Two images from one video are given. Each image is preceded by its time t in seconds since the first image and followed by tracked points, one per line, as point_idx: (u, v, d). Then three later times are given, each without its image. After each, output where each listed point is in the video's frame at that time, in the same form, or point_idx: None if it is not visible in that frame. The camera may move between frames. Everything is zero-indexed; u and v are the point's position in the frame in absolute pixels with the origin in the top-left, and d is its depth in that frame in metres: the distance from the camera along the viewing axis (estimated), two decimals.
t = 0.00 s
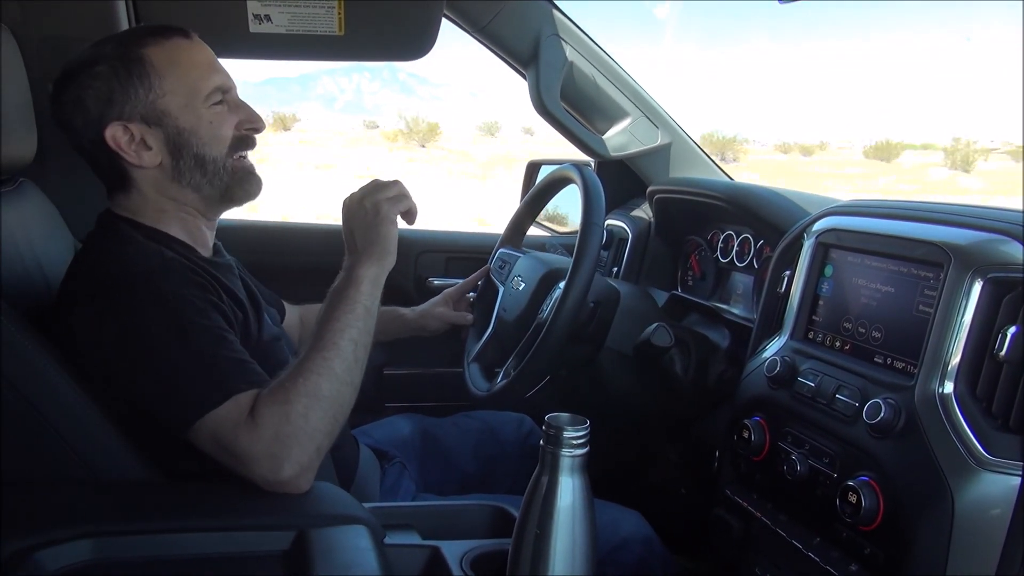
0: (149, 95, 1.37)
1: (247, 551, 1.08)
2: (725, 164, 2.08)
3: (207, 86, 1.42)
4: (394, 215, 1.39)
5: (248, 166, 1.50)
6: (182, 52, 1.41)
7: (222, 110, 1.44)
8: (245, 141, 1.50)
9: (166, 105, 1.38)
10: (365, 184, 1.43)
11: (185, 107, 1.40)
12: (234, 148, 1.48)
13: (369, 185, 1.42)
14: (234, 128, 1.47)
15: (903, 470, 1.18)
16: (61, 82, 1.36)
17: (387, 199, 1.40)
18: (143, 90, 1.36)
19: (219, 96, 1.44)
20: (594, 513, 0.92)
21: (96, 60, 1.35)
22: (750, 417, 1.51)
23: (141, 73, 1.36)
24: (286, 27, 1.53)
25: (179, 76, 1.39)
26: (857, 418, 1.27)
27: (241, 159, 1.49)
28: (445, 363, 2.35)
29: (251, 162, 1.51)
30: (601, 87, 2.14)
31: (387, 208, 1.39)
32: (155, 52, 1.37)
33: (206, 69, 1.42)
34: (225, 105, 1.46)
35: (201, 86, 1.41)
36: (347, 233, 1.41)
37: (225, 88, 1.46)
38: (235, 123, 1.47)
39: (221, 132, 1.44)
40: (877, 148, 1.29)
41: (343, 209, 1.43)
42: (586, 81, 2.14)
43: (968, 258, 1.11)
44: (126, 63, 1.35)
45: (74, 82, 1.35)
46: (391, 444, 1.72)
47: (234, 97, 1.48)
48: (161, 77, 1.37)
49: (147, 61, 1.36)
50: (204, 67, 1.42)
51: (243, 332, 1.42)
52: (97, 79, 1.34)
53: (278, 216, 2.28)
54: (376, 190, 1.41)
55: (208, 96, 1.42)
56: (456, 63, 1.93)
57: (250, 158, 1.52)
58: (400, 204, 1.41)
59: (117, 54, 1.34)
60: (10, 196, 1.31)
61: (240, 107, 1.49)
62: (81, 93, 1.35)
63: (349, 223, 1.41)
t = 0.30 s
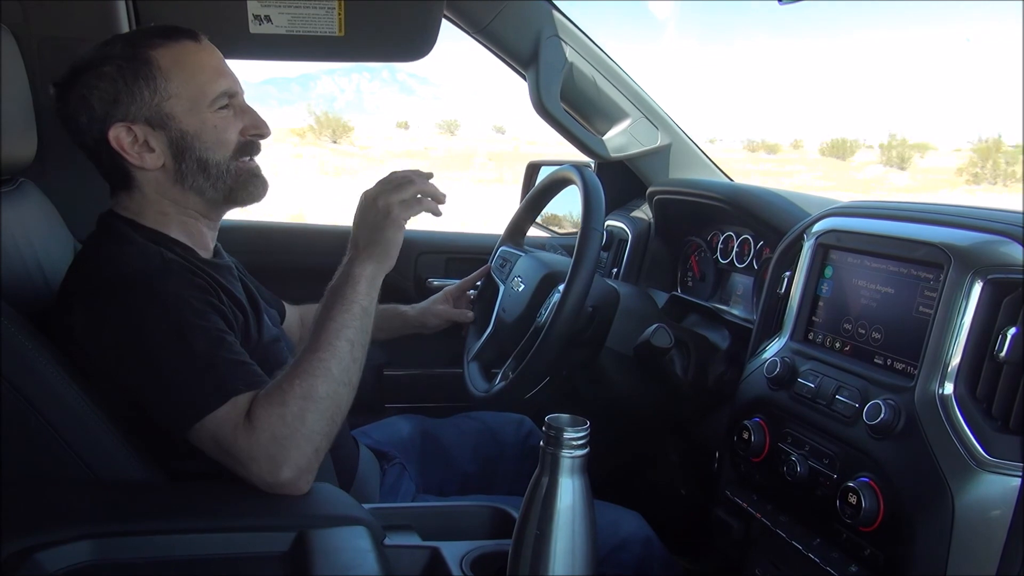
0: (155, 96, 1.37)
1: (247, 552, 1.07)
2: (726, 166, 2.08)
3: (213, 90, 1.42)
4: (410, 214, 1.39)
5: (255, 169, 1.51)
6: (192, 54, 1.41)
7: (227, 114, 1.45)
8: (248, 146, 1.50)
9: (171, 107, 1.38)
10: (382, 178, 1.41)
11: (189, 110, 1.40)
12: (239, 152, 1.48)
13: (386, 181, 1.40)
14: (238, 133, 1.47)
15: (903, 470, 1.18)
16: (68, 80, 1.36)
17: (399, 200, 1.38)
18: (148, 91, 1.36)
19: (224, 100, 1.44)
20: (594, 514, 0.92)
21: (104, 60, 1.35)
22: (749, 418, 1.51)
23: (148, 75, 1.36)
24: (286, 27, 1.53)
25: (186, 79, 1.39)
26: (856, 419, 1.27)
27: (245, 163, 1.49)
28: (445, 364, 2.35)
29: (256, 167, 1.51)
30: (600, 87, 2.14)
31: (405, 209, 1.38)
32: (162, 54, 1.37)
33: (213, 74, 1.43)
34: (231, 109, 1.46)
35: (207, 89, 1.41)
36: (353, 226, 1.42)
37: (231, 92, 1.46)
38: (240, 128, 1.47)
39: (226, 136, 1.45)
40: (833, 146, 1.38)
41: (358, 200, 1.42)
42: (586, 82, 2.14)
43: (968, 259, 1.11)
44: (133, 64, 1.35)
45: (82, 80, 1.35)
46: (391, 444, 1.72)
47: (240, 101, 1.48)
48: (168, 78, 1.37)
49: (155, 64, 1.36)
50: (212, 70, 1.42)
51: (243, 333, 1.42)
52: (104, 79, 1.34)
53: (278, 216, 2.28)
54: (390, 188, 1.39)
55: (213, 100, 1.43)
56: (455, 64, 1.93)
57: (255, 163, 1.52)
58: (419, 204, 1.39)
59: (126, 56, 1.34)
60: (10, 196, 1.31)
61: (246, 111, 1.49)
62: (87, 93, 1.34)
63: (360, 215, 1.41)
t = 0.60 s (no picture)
0: (157, 94, 1.38)
1: (247, 553, 1.08)
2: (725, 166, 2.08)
3: (217, 91, 1.42)
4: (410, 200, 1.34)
5: (255, 176, 1.50)
6: (199, 56, 1.41)
7: (230, 115, 1.45)
8: (251, 149, 1.49)
9: (172, 105, 1.39)
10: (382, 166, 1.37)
11: (190, 109, 1.40)
12: (241, 155, 1.47)
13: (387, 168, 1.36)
14: (240, 135, 1.46)
15: (903, 472, 1.18)
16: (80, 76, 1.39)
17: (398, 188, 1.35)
18: (151, 89, 1.37)
19: (227, 102, 1.44)
20: (594, 514, 0.92)
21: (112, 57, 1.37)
22: (749, 419, 1.51)
23: (152, 72, 1.37)
24: (286, 28, 1.53)
25: (189, 79, 1.40)
26: (856, 420, 1.27)
27: (246, 167, 1.48)
28: (445, 364, 2.35)
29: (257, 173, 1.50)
30: (600, 87, 2.15)
31: (407, 199, 1.34)
32: (167, 53, 1.38)
33: (220, 76, 1.43)
34: (234, 111, 1.46)
35: (210, 90, 1.42)
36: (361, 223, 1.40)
37: (236, 94, 1.46)
38: (242, 130, 1.47)
39: (226, 136, 1.44)
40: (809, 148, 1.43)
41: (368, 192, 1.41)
42: (585, 81, 2.14)
43: (968, 260, 1.11)
44: (138, 61, 1.37)
45: (90, 76, 1.37)
46: (390, 445, 1.72)
47: (245, 105, 1.48)
48: (171, 76, 1.38)
49: (159, 62, 1.37)
50: (218, 72, 1.43)
51: (243, 334, 1.42)
52: (110, 75, 1.36)
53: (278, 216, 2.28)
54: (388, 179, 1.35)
55: (215, 101, 1.42)
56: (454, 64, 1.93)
57: (257, 168, 1.51)
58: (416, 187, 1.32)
59: (132, 53, 1.36)
60: (10, 196, 1.32)
61: (250, 114, 1.49)
62: (95, 87, 1.37)
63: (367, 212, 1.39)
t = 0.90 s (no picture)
0: (156, 95, 1.38)
1: (246, 554, 1.07)
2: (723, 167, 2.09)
3: (215, 89, 1.42)
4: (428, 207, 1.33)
5: (258, 174, 1.49)
6: (197, 56, 1.42)
7: (229, 113, 1.44)
8: (255, 151, 1.48)
9: (171, 105, 1.39)
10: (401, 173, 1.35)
11: (189, 109, 1.40)
12: (242, 153, 1.47)
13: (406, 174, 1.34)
14: (240, 134, 1.46)
15: (902, 473, 1.18)
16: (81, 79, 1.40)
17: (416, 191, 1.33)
18: (150, 89, 1.37)
19: (226, 100, 1.44)
20: (594, 515, 0.92)
21: (111, 59, 1.38)
22: (748, 420, 1.51)
23: (150, 73, 1.37)
24: (285, 29, 1.53)
25: (187, 78, 1.40)
26: (855, 421, 1.27)
27: (248, 166, 1.48)
28: (443, 365, 2.35)
29: (260, 170, 1.49)
30: (600, 89, 2.15)
31: (425, 208, 1.33)
32: (166, 54, 1.39)
33: (217, 74, 1.43)
34: (234, 110, 1.46)
35: (208, 89, 1.42)
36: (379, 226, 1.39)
37: (234, 93, 1.45)
38: (242, 129, 1.46)
39: (226, 135, 1.44)
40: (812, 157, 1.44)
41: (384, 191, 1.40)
42: (584, 83, 2.14)
43: (967, 261, 1.11)
44: (137, 63, 1.37)
45: (91, 78, 1.38)
46: (390, 446, 1.72)
47: (244, 103, 1.47)
48: (169, 77, 1.38)
49: (157, 62, 1.38)
50: (216, 71, 1.42)
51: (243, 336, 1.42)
52: (110, 77, 1.37)
53: (276, 218, 2.28)
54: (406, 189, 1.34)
55: (214, 99, 1.42)
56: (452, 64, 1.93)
57: (260, 165, 1.50)
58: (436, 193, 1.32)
59: (131, 54, 1.36)
60: (10, 198, 1.31)
61: (249, 111, 1.48)
62: (96, 89, 1.37)
63: (385, 216, 1.37)
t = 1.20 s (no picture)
0: (154, 95, 1.38)
1: (246, 556, 1.08)
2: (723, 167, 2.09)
3: (214, 97, 1.42)
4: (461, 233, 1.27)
5: (246, 184, 1.49)
6: (202, 59, 1.41)
7: (225, 121, 1.44)
8: (243, 159, 1.48)
9: (167, 107, 1.39)
10: (437, 191, 1.29)
11: (186, 112, 1.40)
12: (232, 161, 1.47)
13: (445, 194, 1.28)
14: (234, 142, 1.46)
15: (902, 472, 1.18)
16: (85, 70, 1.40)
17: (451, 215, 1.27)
18: (149, 89, 1.37)
19: (224, 108, 1.44)
20: (593, 515, 0.92)
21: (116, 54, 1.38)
22: (748, 420, 1.51)
23: (150, 72, 1.37)
24: (284, 29, 1.53)
25: (187, 82, 1.39)
26: (855, 421, 1.27)
27: (238, 176, 1.48)
28: (443, 365, 2.35)
29: (247, 181, 1.50)
30: (599, 89, 2.15)
31: (460, 232, 1.27)
32: (170, 55, 1.38)
33: (218, 82, 1.42)
34: (231, 118, 1.45)
35: (206, 96, 1.41)
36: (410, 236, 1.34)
37: (234, 102, 1.45)
38: (237, 138, 1.46)
39: (220, 142, 1.44)
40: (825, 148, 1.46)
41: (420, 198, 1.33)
42: (582, 83, 2.14)
43: (966, 260, 1.11)
44: (139, 61, 1.37)
45: (93, 72, 1.39)
46: (389, 446, 1.71)
47: (241, 112, 1.47)
48: (169, 78, 1.38)
49: (159, 63, 1.38)
50: (218, 76, 1.42)
51: (240, 337, 1.42)
52: (111, 72, 1.37)
53: (275, 217, 2.27)
54: (445, 207, 1.28)
55: (212, 107, 1.42)
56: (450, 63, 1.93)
57: (248, 176, 1.50)
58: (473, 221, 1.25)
59: (135, 53, 1.37)
60: (8, 199, 1.31)
61: (245, 122, 1.48)
62: (96, 83, 1.38)
63: (418, 231, 1.31)
